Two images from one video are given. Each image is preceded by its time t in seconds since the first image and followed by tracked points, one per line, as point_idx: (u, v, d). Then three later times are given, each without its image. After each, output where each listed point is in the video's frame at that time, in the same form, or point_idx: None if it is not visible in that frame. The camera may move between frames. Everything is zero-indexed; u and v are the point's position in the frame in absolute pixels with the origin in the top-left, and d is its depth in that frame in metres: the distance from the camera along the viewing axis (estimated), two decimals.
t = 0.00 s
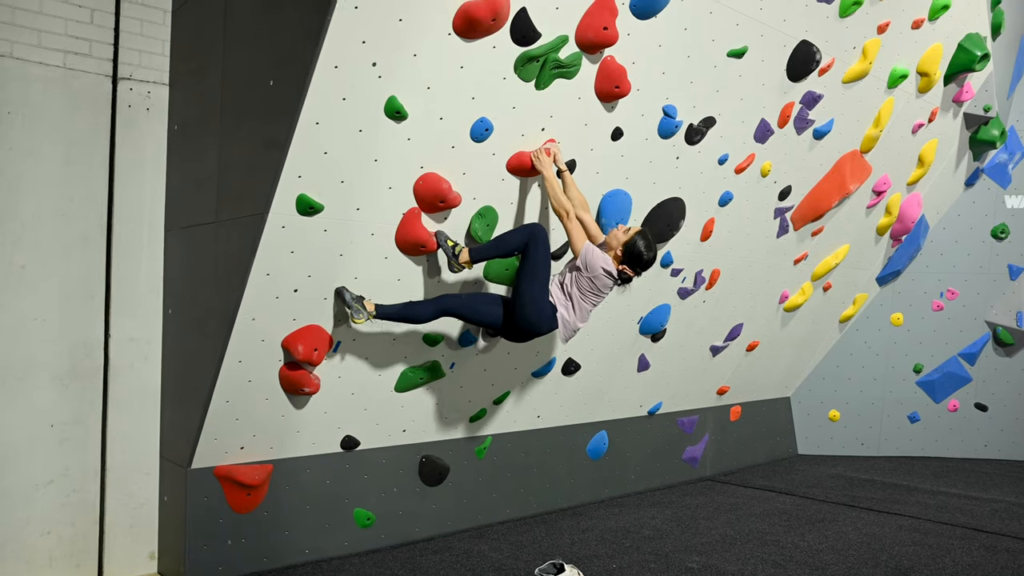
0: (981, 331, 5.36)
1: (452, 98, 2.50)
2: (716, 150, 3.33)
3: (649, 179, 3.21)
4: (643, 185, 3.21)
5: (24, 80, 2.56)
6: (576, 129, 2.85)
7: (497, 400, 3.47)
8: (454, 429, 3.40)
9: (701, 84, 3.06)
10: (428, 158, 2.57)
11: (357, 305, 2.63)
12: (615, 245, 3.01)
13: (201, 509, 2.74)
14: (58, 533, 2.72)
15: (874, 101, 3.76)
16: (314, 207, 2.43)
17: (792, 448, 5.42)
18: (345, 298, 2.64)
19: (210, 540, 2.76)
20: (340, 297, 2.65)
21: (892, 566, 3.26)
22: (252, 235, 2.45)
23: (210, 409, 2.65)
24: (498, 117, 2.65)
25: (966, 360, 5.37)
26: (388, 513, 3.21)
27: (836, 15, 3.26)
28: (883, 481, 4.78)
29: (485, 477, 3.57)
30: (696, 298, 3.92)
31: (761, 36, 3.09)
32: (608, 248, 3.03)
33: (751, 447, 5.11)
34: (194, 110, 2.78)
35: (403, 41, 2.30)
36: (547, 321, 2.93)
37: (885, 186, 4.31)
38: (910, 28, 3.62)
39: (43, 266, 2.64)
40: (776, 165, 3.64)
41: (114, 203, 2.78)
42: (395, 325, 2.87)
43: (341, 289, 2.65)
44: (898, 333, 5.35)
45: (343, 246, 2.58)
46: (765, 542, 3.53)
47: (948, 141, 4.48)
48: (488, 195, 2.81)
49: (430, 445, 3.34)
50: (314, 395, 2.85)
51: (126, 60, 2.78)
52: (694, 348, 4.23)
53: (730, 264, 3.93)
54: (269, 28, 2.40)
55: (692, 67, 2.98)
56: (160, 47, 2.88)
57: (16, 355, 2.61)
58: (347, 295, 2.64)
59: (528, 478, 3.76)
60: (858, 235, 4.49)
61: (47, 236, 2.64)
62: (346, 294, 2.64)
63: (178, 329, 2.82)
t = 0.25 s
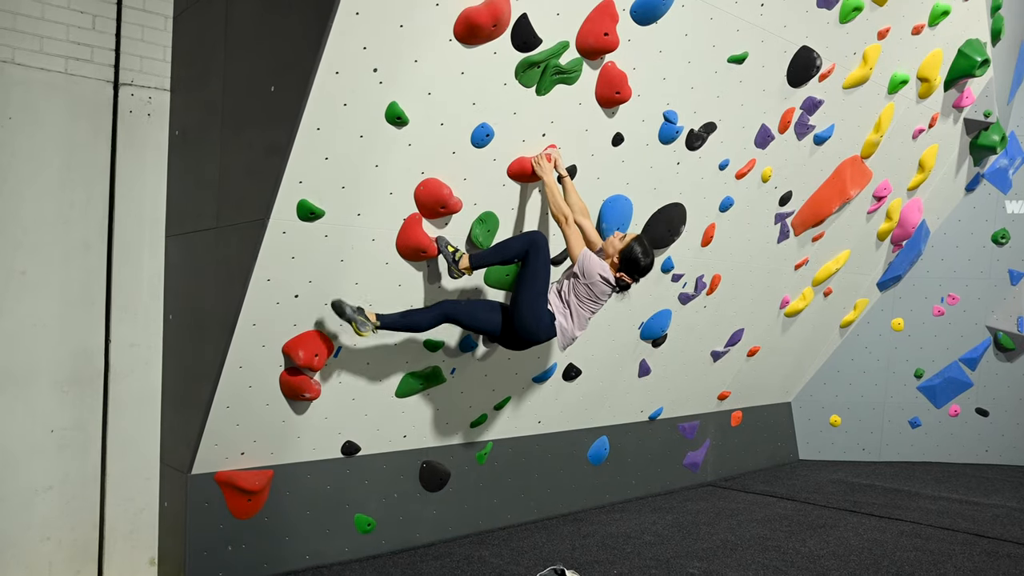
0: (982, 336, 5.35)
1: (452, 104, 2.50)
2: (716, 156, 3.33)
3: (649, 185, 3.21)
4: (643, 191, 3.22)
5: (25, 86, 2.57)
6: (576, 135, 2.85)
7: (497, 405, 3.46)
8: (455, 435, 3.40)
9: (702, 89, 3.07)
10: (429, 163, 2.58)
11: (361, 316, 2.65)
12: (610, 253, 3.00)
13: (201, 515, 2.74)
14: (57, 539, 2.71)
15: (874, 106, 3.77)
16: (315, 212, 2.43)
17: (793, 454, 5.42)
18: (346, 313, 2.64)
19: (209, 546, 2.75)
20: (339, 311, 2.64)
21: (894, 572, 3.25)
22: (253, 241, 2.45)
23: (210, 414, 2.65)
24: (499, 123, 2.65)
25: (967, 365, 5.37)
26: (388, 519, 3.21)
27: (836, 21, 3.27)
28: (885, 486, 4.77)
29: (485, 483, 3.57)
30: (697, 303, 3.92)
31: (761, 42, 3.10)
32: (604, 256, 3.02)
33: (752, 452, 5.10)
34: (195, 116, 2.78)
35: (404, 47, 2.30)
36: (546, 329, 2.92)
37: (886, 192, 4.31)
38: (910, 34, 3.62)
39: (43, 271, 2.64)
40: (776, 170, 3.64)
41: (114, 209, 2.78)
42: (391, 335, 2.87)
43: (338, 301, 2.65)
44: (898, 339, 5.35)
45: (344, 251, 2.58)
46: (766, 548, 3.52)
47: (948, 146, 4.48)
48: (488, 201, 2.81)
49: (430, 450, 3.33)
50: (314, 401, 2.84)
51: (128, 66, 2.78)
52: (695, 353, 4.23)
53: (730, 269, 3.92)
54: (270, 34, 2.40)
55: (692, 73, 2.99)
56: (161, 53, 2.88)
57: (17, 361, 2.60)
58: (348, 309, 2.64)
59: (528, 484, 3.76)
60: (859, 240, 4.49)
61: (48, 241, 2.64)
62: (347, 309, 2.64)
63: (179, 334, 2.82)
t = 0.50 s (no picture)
0: (982, 340, 5.35)
1: (452, 107, 2.50)
2: (716, 160, 3.33)
3: (649, 188, 3.21)
4: (643, 194, 3.21)
5: (26, 89, 2.57)
6: (576, 139, 2.85)
7: (498, 409, 3.46)
8: (455, 438, 3.40)
9: (702, 93, 3.07)
10: (430, 167, 2.58)
11: (383, 317, 2.63)
12: (610, 256, 3.00)
13: (201, 519, 2.74)
14: (57, 542, 2.71)
15: (874, 110, 3.77)
16: (315, 215, 2.43)
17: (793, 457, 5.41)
18: (368, 318, 2.60)
19: (209, 549, 2.75)
20: (360, 319, 2.60)
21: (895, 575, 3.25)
22: (253, 244, 2.45)
23: (210, 418, 2.65)
24: (500, 126, 2.65)
25: (967, 368, 5.37)
26: (388, 522, 3.20)
27: (836, 25, 3.27)
28: (885, 490, 4.77)
29: (486, 486, 3.56)
30: (697, 306, 3.92)
31: (761, 45, 3.10)
32: (605, 259, 3.01)
33: (752, 455, 5.10)
34: (195, 119, 2.78)
35: (404, 51, 2.30)
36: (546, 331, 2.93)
37: (886, 195, 4.31)
38: (909, 38, 3.62)
39: (43, 274, 2.64)
40: (776, 173, 3.64)
41: (114, 212, 2.78)
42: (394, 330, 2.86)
43: (355, 309, 2.60)
44: (898, 342, 5.35)
45: (344, 255, 2.58)
46: (767, 552, 3.51)
47: (947, 149, 4.49)
48: (488, 204, 2.81)
49: (430, 453, 3.33)
50: (314, 404, 2.84)
51: (128, 69, 2.78)
52: (695, 357, 4.23)
53: (730, 272, 3.92)
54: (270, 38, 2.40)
55: (692, 77, 2.99)
56: (161, 56, 2.88)
57: (16, 364, 2.60)
58: (369, 314, 2.60)
59: (529, 487, 3.75)
60: (859, 243, 4.49)
61: (48, 245, 2.64)
62: (370, 314, 2.60)
63: (179, 337, 2.81)
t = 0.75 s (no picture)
0: (982, 341, 5.35)
1: (452, 109, 2.50)
2: (716, 161, 3.33)
3: (649, 190, 3.21)
4: (643, 196, 3.22)
5: (25, 91, 2.57)
6: (576, 141, 2.85)
7: (497, 411, 3.46)
8: (455, 439, 3.40)
9: (701, 94, 3.07)
10: (429, 168, 2.58)
11: (383, 310, 2.69)
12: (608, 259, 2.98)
13: (201, 520, 2.73)
14: (56, 544, 2.71)
15: (873, 111, 3.77)
16: (314, 217, 2.43)
17: (794, 458, 5.41)
18: (368, 309, 2.69)
19: (208, 551, 2.75)
20: (360, 309, 2.69)
21: None
22: (252, 246, 2.45)
23: (209, 419, 2.65)
24: (499, 128, 2.65)
25: (967, 369, 5.37)
26: (388, 524, 3.20)
27: (835, 27, 3.27)
28: (885, 491, 4.77)
29: (486, 488, 3.56)
30: (697, 308, 3.92)
31: (761, 47, 3.10)
32: (603, 262, 3.00)
33: (752, 457, 5.10)
34: (195, 121, 2.79)
35: (404, 53, 2.30)
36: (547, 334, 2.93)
37: (886, 197, 4.31)
38: (909, 39, 3.63)
39: (43, 276, 2.64)
40: (776, 175, 3.64)
41: (114, 214, 2.78)
42: (394, 327, 2.84)
43: (359, 298, 2.70)
44: (898, 343, 5.35)
45: (343, 256, 2.58)
46: (766, 553, 3.51)
47: (947, 151, 4.49)
48: (488, 206, 2.81)
49: (430, 455, 3.33)
50: (313, 406, 2.84)
51: (127, 71, 2.78)
52: (695, 358, 4.23)
53: (730, 274, 3.92)
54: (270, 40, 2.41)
55: (692, 79, 2.99)
56: (161, 58, 2.88)
57: (15, 366, 2.60)
58: (369, 305, 2.68)
59: (529, 488, 3.75)
60: (859, 245, 4.49)
61: (47, 247, 2.65)
62: (369, 304, 2.68)
63: (178, 339, 2.81)
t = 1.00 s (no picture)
0: (981, 342, 5.35)
1: (451, 110, 2.50)
2: (715, 162, 3.33)
3: (648, 191, 3.21)
4: (642, 197, 3.21)
5: (24, 92, 2.57)
6: (576, 141, 2.85)
7: (497, 411, 3.46)
8: (455, 440, 3.40)
9: (701, 95, 3.07)
10: (428, 169, 2.58)
11: (370, 305, 2.62)
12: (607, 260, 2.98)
13: (200, 521, 2.73)
14: (56, 545, 2.71)
15: (873, 112, 3.77)
16: (313, 218, 2.43)
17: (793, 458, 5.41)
18: (355, 300, 2.61)
19: (208, 552, 2.74)
20: (348, 299, 2.61)
21: None
22: (252, 246, 2.45)
23: (209, 420, 2.65)
24: (498, 128, 2.65)
25: (967, 370, 5.37)
26: (388, 525, 3.20)
27: (835, 27, 3.27)
28: (884, 491, 4.77)
29: (485, 489, 3.56)
30: (696, 308, 3.91)
31: (760, 47, 3.10)
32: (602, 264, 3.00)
33: (752, 457, 5.10)
34: (194, 122, 2.78)
35: (403, 53, 2.30)
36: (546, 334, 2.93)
37: (885, 198, 4.31)
38: (909, 40, 3.63)
39: (43, 277, 2.64)
40: (776, 176, 3.64)
41: (113, 215, 2.78)
42: (393, 327, 2.84)
43: (348, 289, 2.62)
44: (898, 344, 5.34)
45: (343, 257, 2.58)
46: (765, 553, 3.51)
47: (947, 152, 4.49)
48: (487, 206, 2.81)
49: (430, 456, 3.33)
50: (313, 406, 2.84)
51: (126, 72, 2.78)
52: (695, 359, 4.23)
53: (730, 274, 3.92)
54: (269, 41, 2.40)
55: (691, 79, 2.99)
56: (160, 58, 2.88)
57: (14, 367, 2.60)
58: (358, 297, 2.61)
59: (528, 489, 3.75)
60: (858, 245, 4.49)
61: (47, 247, 2.64)
62: (358, 296, 2.61)
63: (178, 340, 2.81)
